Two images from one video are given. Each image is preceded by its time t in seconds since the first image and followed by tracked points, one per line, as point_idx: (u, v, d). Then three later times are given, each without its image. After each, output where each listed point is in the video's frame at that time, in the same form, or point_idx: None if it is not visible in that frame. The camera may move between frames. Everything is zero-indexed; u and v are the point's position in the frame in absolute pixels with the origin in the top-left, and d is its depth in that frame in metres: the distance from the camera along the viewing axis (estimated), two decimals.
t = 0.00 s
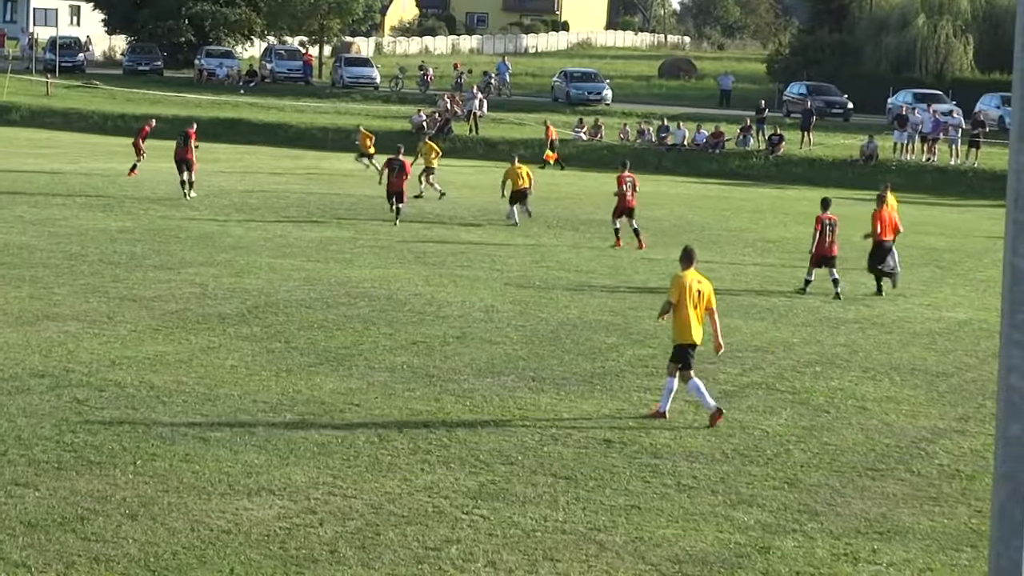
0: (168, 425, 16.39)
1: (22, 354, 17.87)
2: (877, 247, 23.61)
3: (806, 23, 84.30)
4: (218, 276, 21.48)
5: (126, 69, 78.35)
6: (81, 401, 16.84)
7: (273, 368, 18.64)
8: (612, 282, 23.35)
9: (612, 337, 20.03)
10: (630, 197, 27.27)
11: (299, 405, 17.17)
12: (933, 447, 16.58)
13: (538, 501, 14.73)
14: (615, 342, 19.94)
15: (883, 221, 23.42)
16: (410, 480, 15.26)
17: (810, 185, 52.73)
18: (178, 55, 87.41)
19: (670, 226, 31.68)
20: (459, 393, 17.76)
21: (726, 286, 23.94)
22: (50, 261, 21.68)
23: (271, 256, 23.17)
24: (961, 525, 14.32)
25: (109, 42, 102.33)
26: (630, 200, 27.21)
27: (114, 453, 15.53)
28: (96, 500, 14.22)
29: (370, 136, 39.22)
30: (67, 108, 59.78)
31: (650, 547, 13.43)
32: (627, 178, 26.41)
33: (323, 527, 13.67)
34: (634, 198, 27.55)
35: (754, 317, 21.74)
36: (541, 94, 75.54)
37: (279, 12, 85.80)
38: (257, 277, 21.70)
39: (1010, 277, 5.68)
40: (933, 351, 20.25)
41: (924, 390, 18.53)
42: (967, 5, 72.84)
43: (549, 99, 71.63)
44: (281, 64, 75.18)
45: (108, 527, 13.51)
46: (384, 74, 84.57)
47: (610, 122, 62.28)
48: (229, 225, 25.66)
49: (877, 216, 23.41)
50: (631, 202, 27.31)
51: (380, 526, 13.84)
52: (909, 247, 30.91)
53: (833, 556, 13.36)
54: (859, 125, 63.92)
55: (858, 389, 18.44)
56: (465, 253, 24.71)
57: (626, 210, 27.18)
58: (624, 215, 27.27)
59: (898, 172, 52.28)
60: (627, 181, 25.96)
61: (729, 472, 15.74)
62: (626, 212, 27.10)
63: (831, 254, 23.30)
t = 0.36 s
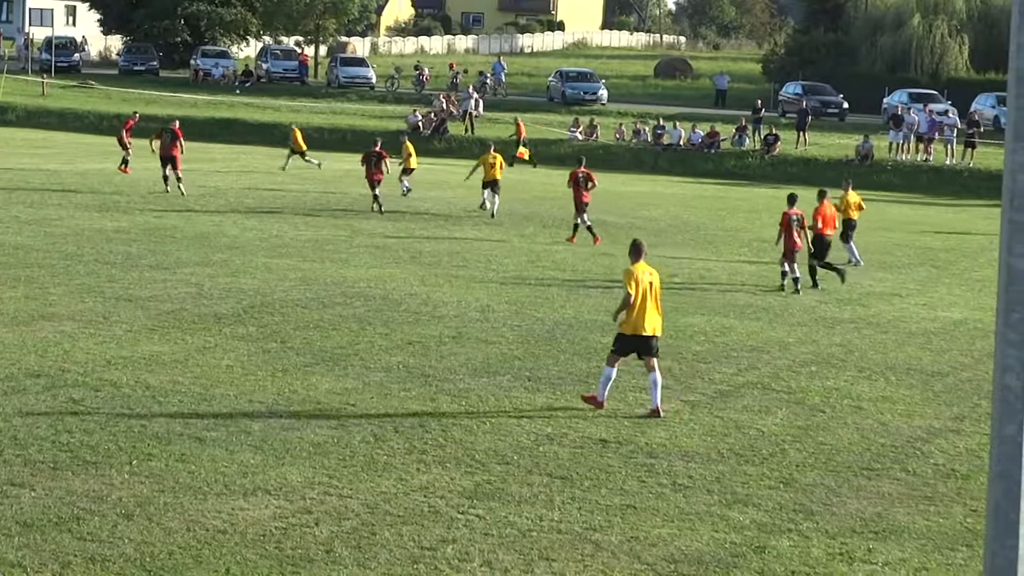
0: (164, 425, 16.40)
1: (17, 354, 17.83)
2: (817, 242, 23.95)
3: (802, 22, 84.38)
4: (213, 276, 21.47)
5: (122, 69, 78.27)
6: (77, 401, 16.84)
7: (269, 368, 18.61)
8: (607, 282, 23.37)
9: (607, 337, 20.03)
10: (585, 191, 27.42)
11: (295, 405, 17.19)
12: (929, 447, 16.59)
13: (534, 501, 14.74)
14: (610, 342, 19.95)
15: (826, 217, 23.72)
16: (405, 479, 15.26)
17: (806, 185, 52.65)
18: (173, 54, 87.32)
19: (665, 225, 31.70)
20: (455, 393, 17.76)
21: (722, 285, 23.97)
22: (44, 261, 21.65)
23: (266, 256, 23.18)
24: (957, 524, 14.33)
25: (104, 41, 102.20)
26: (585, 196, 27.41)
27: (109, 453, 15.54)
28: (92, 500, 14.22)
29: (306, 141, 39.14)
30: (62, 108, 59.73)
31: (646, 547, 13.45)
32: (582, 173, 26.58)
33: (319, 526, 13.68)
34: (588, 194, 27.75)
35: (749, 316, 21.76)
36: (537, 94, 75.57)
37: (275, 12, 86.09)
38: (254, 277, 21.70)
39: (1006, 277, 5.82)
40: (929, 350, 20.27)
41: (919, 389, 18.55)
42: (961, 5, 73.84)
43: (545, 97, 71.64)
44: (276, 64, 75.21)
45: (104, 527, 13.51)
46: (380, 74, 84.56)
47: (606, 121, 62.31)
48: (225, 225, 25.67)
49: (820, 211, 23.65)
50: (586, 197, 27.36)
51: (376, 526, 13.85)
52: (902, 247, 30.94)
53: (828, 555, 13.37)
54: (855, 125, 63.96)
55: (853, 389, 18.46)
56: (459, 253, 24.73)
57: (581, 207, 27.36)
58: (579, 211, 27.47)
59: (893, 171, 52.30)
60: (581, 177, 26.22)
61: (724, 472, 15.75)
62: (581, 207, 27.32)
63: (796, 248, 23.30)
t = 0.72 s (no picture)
0: (164, 427, 16.42)
1: (16, 356, 17.82)
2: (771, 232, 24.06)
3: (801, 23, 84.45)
4: (212, 277, 21.50)
5: (121, 70, 78.09)
6: (77, 403, 16.86)
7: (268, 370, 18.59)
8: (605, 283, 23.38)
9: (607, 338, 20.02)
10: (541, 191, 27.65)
11: (294, 406, 17.21)
12: (928, 448, 16.59)
13: (534, 502, 14.74)
14: (609, 343, 19.95)
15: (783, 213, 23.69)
16: (405, 481, 15.28)
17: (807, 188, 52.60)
18: (172, 56, 87.32)
19: (663, 226, 31.71)
20: (454, 395, 17.77)
21: (721, 286, 23.97)
22: (43, 263, 21.67)
23: (265, 257, 23.21)
24: (957, 525, 14.33)
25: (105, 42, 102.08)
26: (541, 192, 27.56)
27: (109, 454, 15.55)
28: (91, 502, 14.24)
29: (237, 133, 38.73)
30: (62, 110, 59.72)
31: (645, 548, 13.45)
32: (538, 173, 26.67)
33: (318, 528, 13.69)
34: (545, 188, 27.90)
35: (748, 317, 21.77)
36: (536, 96, 75.57)
37: (274, 14, 86.18)
38: (253, 278, 21.73)
39: (1005, 277, 5.75)
40: (928, 351, 20.27)
41: (919, 390, 18.54)
42: (960, 5, 73.64)
43: (544, 99, 71.65)
44: (276, 66, 75.28)
45: (104, 528, 13.52)
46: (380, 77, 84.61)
47: (605, 123, 62.32)
48: (225, 227, 25.70)
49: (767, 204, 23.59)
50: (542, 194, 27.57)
51: (375, 528, 13.86)
52: (901, 247, 30.95)
53: (828, 556, 13.36)
54: (855, 127, 63.91)
55: (852, 390, 18.46)
56: (457, 253, 24.78)
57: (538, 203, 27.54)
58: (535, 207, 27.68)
59: (892, 173, 52.36)
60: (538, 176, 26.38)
61: (724, 473, 15.75)
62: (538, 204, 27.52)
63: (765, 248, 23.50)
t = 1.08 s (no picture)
0: (172, 432, 16.43)
1: (24, 362, 17.83)
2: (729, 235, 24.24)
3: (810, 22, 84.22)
4: (220, 282, 21.51)
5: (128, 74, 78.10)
6: (84, 408, 16.89)
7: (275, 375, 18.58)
8: (612, 288, 23.35)
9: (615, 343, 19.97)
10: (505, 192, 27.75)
11: (301, 411, 17.22)
12: (937, 454, 16.55)
13: (541, 508, 14.73)
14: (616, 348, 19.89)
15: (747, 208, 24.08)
16: (412, 486, 15.28)
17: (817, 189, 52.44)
18: (180, 61, 86.73)
19: (671, 230, 31.66)
20: (462, 400, 17.77)
21: (730, 290, 23.91)
22: (51, 268, 21.69)
23: (272, 262, 23.23)
24: (965, 531, 14.31)
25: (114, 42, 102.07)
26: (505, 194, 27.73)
27: (117, 460, 15.57)
28: (99, 508, 14.25)
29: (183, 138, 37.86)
30: (72, 110, 59.84)
31: (652, 554, 13.45)
32: (503, 171, 26.91)
33: (325, 534, 13.70)
34: (509, 191, 28.04)
35: (756, 321, 21.73)
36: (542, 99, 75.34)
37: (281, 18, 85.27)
38: (260, 283, 21.75)
39: (1010, 286, 5.68)
40: (935, 356, 20.22)
41: (927, 396, 18.48)
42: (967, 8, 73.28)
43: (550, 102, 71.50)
44: (283, 69, 75.20)
45: (111, 534, 13.54)
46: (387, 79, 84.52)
47: (613, 125, 62.19)
48: (233, 232, 25.72)
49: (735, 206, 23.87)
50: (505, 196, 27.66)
51: (382, 533, 13.86)
52: (909, 251, 30.85)
53: (836, 562, 13.35)
54: (863, 129, 63.69)
55: (860, 395, 18.41)
56: (465, 258, 24.76)
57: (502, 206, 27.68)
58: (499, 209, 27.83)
59: (900, 175, 52.41)
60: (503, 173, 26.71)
61: (731, 479, 15.73)
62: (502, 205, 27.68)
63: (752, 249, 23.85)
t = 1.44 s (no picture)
0: (207, 442, 16.47)
1: (59, 372, 17.85)
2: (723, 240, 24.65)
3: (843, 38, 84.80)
4: (254, 292, 21.55)
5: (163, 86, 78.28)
6: (118, 418, 16.93)
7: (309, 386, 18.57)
8: (647, 299, 23.32)
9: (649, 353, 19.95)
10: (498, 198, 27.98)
11: (335, 422, 17.24)
12: (971, 465, 16.51)
13: (574, 519, 14.71)
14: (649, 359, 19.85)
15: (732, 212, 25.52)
16: (445, 497, 15.27)
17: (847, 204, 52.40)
18: (214, 73, 86.87)
19: (704, 242, 31.66)
20: (495, 411, 17.77)
21: (764, 301, 23.90)
22: (86, 278, 21.76)
23: (306, 272, 23.25)
24: (1000, 542, 14.27)
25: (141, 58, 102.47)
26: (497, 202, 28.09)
27: (151, 470, 15.59)
28: (133, 517, 14.27)
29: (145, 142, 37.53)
30: (96, 125, 60.09)
31: (686, 565, 13.43)
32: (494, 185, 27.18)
33: (359, 544, 13.71)
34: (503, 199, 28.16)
35: (789, 333, 21.71)
36: (575, 111, 75.37)
37: (315, 30, 84.76)
38: (294, 293, 21.79)
39: None
40: (969, 367, 20.16)
41: (961, 407, 18.43)
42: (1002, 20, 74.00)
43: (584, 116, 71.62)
44: (317, 81, 75.46)
45: (145, 544, 13.57)
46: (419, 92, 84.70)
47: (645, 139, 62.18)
48: (268, 243, 25.75)
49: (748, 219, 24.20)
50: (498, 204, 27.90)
51: (416, 544, 13.87)
52: (943, 263, 30.78)
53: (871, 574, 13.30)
54: (896, 142, 63.67)
55: (894, 406, 18.38)
56: (499, 270, 24.74)
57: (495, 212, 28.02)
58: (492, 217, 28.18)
59: (934, 188, 52.20)
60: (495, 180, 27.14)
61: (766, 489, 15.70)
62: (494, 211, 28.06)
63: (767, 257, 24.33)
